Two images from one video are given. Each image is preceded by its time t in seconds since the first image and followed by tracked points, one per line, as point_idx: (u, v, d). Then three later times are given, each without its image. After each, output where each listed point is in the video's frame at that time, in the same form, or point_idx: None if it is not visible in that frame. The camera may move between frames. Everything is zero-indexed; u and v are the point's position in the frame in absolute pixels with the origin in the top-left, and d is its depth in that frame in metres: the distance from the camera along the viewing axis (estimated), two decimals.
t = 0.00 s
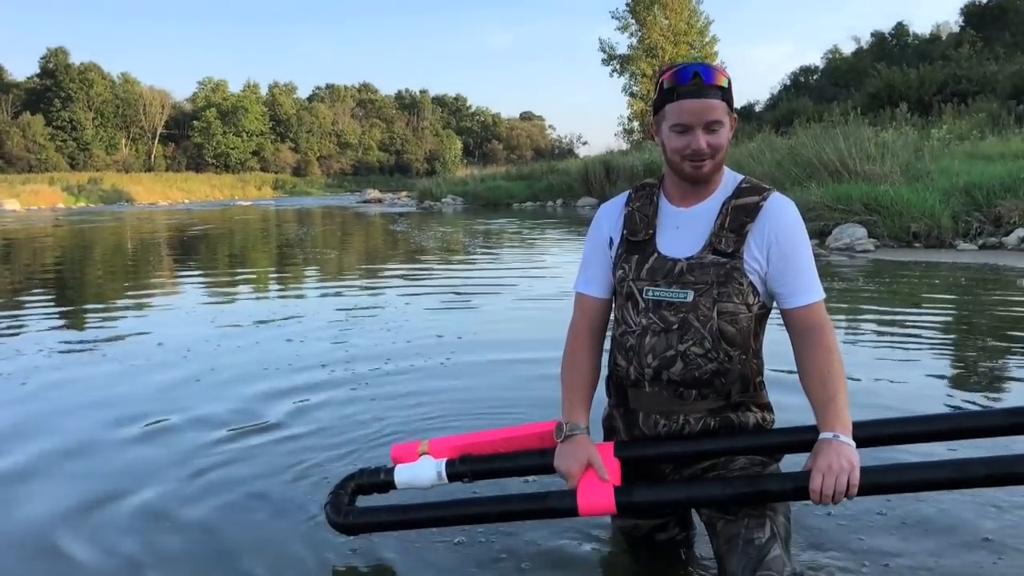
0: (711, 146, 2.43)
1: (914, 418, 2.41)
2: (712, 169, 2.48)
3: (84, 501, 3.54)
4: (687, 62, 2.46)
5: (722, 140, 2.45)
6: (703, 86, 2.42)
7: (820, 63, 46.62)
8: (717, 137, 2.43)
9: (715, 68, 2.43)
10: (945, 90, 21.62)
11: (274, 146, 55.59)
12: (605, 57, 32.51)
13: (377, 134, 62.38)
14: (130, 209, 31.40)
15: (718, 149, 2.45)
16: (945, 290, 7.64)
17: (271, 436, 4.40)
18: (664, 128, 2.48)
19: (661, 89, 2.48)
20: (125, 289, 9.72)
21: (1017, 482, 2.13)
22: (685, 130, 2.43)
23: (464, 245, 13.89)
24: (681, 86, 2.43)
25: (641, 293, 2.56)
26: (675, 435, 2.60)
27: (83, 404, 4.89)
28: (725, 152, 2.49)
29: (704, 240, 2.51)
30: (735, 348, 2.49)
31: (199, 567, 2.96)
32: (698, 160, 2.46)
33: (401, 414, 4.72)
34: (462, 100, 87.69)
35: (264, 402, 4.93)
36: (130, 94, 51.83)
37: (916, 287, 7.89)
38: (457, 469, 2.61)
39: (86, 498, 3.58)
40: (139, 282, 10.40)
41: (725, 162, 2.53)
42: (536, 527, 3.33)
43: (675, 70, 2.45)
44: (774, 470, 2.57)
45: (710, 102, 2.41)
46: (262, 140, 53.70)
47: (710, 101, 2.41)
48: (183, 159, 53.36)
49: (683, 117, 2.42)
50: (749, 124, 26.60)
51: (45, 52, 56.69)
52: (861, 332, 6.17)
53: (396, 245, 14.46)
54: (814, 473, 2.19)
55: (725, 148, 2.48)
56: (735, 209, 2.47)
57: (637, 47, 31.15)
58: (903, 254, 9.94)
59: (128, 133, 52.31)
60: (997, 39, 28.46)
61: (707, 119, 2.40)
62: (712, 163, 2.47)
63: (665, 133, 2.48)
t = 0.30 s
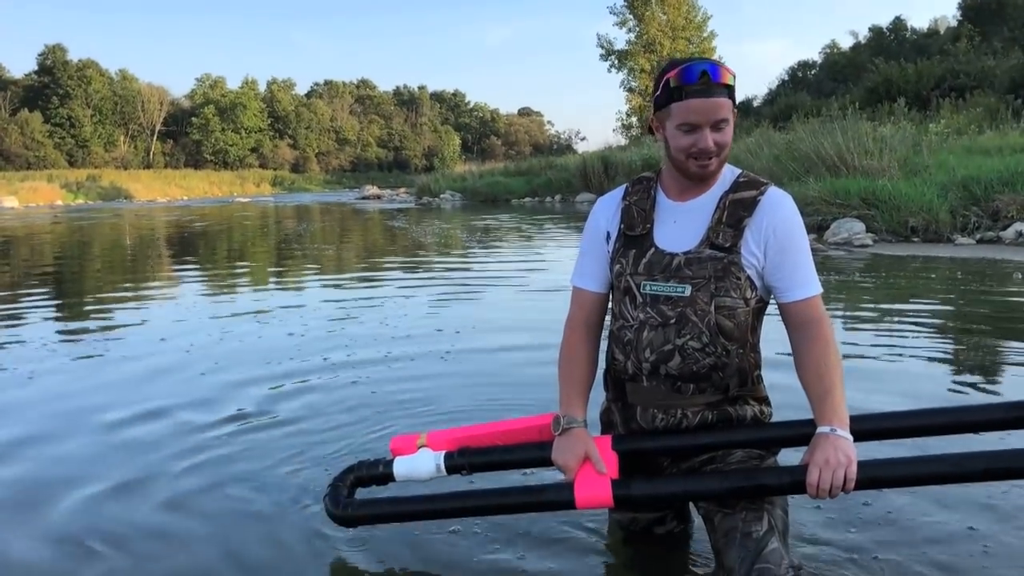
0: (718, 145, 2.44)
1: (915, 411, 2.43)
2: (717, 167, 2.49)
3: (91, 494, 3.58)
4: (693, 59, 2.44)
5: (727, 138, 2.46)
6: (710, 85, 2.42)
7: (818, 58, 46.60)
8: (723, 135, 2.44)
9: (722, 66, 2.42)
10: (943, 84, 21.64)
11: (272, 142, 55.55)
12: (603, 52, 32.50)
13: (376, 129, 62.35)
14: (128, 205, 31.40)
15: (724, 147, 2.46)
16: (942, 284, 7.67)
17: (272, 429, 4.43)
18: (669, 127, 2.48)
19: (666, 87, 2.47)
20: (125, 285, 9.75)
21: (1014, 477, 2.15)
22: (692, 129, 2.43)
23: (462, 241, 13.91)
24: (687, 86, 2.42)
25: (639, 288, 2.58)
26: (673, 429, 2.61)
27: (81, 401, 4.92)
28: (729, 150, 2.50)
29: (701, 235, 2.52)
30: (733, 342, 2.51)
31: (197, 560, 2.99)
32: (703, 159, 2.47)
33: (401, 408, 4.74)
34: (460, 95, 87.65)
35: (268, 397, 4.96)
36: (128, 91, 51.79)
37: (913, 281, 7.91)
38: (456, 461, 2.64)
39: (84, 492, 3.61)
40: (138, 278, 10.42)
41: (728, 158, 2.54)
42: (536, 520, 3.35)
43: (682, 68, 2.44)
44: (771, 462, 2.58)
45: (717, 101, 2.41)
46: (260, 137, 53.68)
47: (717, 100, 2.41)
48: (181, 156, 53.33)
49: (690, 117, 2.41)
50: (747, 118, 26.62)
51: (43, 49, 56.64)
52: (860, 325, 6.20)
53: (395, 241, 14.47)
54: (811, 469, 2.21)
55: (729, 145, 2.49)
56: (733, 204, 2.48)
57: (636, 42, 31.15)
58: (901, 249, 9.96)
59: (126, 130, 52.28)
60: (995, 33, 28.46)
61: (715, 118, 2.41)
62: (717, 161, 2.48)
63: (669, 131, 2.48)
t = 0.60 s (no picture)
0: (715, 133, 2.43)
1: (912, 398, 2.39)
2: (712, 155, 2.47)
3: (96, 482, 3.60)
4: (687, 46, 2.43)
5: (723, 126, 2.44)
6: (705, 72, 2.40)
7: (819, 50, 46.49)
8: (718, 123, 2.42)
9: (716, 53, 2.40)
10: (944, 76, 21.59)
11: (271, 133, 55.46)
12: (603, 44, 32.41)
13: (375, 121, 62.25)
14: (126, 197, 31.36)
15: (719, 135, 2.45)
16: (942, 275, 7.65)
17: (271, 419, 4.43)
18: (664, 114, 2.46)
19: (659, 75, 2.45)
20: (124, 276, 9.74)
21: (1012, 464, 2.13)
22: (687, 117, 2.41)
23: (462, 233, 13.90)
24: (682, 73, 2.39)
25: (634, 279, 2.56)
26: (669, 420, 2.60)
27: (85, 391, 4.94)
28: (725, 138, 2.49)
29: (697, 226, 2.50)
30: (729, 333, 2.50)
31: (191, 550, 2.98)
32: (699, 147, 2.45)
33: (400, 395, 4.75)
34: (460, 87, 87.46)
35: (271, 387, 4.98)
36: (127, 82, 51.70)
37: (913, 272, 7.90)
38: (450, 455, 2.65)
39: (79, 481, 3.60)
40: (137, 269, 10.42)
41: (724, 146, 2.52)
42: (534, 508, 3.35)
43: (676, 55, 2.41)
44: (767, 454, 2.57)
45: (712, 89, 2.40)
46: (259, 128, 53.59)
47: (712, 87, 2.40)
48: (180, 147, 53.25)
49: (685, 104, 2.40)
50: (748, 110, 26.56)
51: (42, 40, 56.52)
52: (859, 317, 6.18)
53: (394, 232, 14.46)
54: (805, 458, 2.19)
55: (725, 133, 2.48)
56: (728, 195, 2.46)
57: (636, 33, 31.06)
58: (901, 240, 9.95)
59: (125, 121, 52.21)
60: (996, 25, 28.38)
61: (711, 106, 2.39)
62: (712, 149, 2.46)
63: (664, 119, 2.46)
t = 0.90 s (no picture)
0: (687, 127, 2.42)
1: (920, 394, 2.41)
2: (688, 150, 2.47)
3: (104, 471, 3.63)
4: (668, 40, 2.42)
5: (699, 122, 2.43)
6: (680, 67, 2.39)
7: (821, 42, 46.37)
8: (693, 118, 2.41)
9: (695, 49, 2.39)
10: (946, 68, 21.55)
11: (273, 126, 55.45)
12: (604, 36, 32.35)
13: (376, 113, 62.18)
14: (127, 189, 31.38)
15: (695, 130, 2.43)
16: (944, 267, 7.66)
17: (276, 409, 4.46)
18: (643, 108, 2.47)
19: (641, 68, 2.46)
20: (126, 269, 9.76)
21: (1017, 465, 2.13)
22: (661, 110, 2.41)
23: (463, 225, 13.91)
24: (657, 66, 2.40)
25: (631, 274, 2.55)
26: (672, 414, 2.63)
27: (94, 380, 4.98)
28: (703, 132, 2.48)
29: (692, 219, 2.50)
30: (728, 324, 2.52)
31: (194, 539, 3.00)
32: (673, 142, 2.44)
33: (404, 386, 4.76)
34: (461, 80, 87.32)
35: (276, 377, 5.01)
36: (128, 75, 51.70)
37: (915, 264, 7.91)
38: (454, 448, 2.64)
39: (83, 472, 3.62)
40: (140, 262, 10.45)
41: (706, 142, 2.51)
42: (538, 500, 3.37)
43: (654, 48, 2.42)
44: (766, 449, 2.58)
45: (685, 84, 2.39)
46: (261, 121, 53.59)
47: (686, 82, 2.39)
48: (181, 140, 53.25)
49: (658, 98, 2.40)
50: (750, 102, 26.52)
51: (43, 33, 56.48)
52: (860, 308, 6.19)
53: (395, 225, 14.48)
54: (815, 410, 2.28)
55: (703, 130, 2.46)
56: (721, 187, 2.47)
57: (638, 25, 31.00)
58: (903, 233, 9.95)
59: (127, 114, 52.16)
60: (999, 16, 28.30)
61: (683, 101, 2.38)
62: (688, 144, 2.45)
63: (643, 112, 2.47)
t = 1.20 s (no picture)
0: (629, 122, 2.45)
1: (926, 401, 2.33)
2: (639, 145, 2.48)
3: (107, 458, 3.65)
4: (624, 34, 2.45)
5: (642, 118, 2.43)
6: (622, 62, 2.42)
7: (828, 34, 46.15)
8: (633, 113, 2.43)
9: (634, 45, 2.39)
10: (955, 59, 21.44)
11: (279, 116, 55.44)
12: (611, 26, 32.22)
13: (383, 104, 62.11)
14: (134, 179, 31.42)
15: (639, 126, 2.44)
16: (950, 259, 7.63)
17: (279, 396, 4.48)
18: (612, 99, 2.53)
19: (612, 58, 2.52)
20: (132, 258, 9.79)
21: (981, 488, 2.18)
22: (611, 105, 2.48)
23: (468, 216, 13.91)
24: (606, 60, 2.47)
25: (623, 268, 2.58)
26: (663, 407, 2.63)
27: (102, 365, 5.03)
28: (657, 129, 2.46)
29: (684, 212, 2.50)
30: (719, 317, 2.51)
31: (196, 524, 3.02)
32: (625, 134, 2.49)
33: (408, 375, 4.77)
34: (467, 70, 87.11)
35: (281, 364, 5.03)
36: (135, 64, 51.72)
37: (921, 257, 7.88)
38: (439, 439, 2.67)
39: (83, 459, 3.65)
40: (145, 252, 10.47)
41: (667, 138, 2.48)
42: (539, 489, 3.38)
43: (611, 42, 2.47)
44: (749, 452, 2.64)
45: (623, 80, 2.41)
46: (267, 111, 53.59)
47: (623, 78, 2.41)
48: (187, 130, 53.27)
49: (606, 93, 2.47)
50: (757, 93, 26.43)
51: (49, 22, 56.52)
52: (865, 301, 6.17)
53: (401, 216, 14.48)
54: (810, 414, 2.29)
55: (654, 125, 2.45)
56: (715, 179, 2.45)
57: (645, 16, 30.88)
58: (909, 225, 9.92)
59: (133, 104, 52.26)
60: (1009, 8, 28.14)
61: (621, 96, 2.42)
62: (636, 139, 2.47)
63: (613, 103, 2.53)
